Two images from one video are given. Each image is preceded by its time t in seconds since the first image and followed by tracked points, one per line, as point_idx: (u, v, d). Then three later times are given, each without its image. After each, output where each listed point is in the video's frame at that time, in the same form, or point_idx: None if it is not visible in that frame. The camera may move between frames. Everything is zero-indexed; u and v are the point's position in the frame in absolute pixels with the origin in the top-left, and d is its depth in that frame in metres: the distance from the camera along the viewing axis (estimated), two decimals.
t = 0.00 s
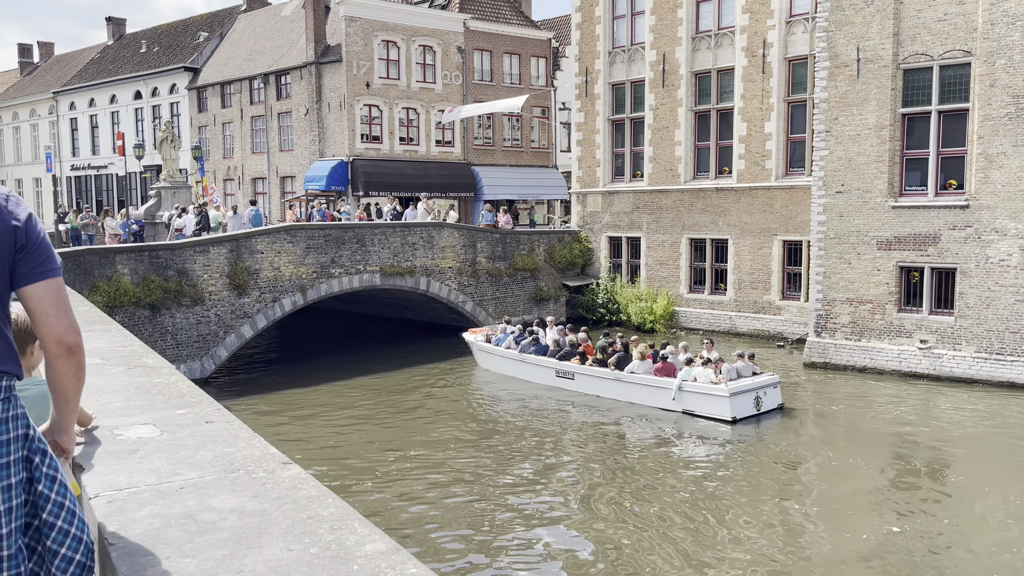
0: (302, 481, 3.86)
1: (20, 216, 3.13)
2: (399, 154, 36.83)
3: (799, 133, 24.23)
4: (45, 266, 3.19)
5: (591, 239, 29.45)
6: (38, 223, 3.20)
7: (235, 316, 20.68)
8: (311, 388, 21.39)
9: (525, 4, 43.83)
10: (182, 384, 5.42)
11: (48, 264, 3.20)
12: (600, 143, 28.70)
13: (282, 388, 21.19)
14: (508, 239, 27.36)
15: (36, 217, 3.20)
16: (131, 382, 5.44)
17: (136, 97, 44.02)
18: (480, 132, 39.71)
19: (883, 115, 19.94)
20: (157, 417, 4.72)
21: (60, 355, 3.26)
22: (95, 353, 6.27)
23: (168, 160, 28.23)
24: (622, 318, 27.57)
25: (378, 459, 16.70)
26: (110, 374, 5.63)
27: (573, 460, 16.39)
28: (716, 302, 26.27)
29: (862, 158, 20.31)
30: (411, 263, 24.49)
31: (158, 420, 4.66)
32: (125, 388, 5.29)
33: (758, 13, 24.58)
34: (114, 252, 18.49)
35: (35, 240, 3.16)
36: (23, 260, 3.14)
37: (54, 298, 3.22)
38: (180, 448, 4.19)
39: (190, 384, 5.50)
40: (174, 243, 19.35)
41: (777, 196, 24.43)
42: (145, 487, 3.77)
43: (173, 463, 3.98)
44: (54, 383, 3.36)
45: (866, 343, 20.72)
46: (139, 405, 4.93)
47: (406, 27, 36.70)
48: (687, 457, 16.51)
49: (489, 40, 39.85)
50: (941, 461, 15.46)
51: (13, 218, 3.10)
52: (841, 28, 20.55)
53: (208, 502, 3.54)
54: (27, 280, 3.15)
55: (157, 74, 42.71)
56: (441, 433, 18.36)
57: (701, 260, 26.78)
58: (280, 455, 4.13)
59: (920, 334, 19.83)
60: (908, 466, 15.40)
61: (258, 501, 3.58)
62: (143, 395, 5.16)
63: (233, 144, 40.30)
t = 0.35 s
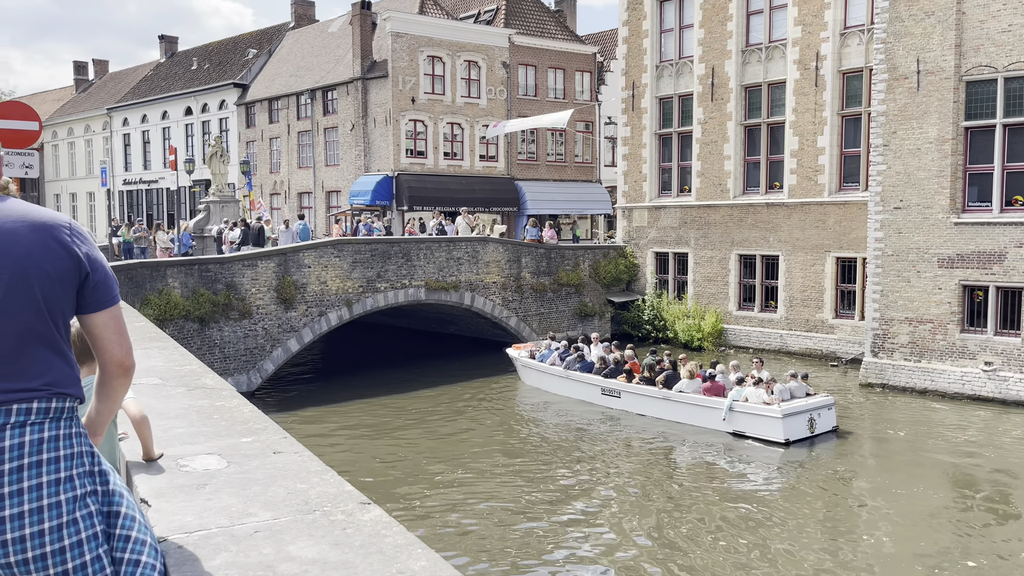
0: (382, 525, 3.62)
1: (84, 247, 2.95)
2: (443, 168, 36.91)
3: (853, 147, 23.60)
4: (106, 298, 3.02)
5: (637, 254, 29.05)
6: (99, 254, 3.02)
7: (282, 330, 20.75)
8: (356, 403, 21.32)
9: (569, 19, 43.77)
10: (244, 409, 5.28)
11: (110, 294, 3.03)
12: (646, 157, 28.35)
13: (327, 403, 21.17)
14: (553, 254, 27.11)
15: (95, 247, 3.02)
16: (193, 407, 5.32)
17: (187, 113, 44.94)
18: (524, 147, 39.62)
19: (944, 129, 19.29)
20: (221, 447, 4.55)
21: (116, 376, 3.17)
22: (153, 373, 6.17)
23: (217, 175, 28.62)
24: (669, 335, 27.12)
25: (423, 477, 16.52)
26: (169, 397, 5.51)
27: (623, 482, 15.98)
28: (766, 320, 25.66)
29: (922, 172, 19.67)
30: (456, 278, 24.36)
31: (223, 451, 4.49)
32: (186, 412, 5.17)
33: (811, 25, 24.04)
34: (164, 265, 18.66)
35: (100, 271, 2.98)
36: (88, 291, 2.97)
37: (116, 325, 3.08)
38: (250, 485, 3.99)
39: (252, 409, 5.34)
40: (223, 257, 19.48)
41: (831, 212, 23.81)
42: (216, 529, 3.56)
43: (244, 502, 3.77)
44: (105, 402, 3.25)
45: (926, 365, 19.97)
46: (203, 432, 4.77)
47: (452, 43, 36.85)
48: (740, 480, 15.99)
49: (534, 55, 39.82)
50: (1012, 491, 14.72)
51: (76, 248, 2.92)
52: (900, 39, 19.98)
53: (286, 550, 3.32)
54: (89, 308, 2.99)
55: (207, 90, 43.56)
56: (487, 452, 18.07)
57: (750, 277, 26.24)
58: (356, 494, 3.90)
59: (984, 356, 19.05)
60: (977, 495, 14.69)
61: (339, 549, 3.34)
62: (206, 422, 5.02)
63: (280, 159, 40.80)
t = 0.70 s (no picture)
0: None
1: (148, 252, 3.05)
2: (507, 190, 36.95)
3: (934, 167, 22.62)
4: (168, 300, 3.14)
5: (705, 277, 28.42)
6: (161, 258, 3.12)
7: (348, 350, 20.92)
8: (420, 425, 21.26)
9: (634, 40, 43.57)
10: (321, 437, 5.19)
11: (171, 297, 3.15)
12: (714, 178, 27.77)
13: (391, 424, 21.19)
14: (617, 276, 26.73)
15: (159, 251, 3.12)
16: (271, 434, 5.25)
17: (259, 137, 46.21)
18: (588, 169, 39.41)
19: None
20: (304, 480, 4.42)
21: (179, 380, 3.25)
22: (231, 398, 6.13)
23: (287, 197, 29.19)
24: (738, 361, 26.41)
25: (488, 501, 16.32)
26: (248, 424, 5.46)
27: (693, 512, 15.45)
28: (840, 346, 24.72)
29: (1012, 193, 18.72)
30: (520, 300, 24.20)
31: (306, 485, 4.36)
32: (265, 440, 5.09)
33: (888, 41, 23.24)
34: (236, 285, 18.99)
35: (162, 274, 3.09)
36: (151, 295, 3.08)
37: (177, 327, 3.20)
38: (337, 526, 3.83)
39: (332, 438, 5.23)
40: (293, 277, 19.74)
41: (910, 234, 22.84)
42: (305, 575, 3.39)
43: (333, 546, 3.60)
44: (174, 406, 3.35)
45: (1018, 396, 18.87)
46: (284, 464, 4.67)
47: (516, 65, 37.01)
48: (816, 513, 15.28)
49: (599, 77, 39.70)
50: None
51: (141, 251, 3.02)
52: (986, 55, 19.11)
53: None
54: (153, 311, 3.11)
55: (278, 115, 44.71)
56: (553, 478, 17.71)
57: (824, 301, 25.36)
58: (451, 541, 3.70)
59: None
60: None
61: None
62: (284, 451, 4.93)
63: (347, 182, 41.44)
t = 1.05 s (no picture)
0: None
1: (250, 289, 3.01)
2: (583, 213, 36.67)
3: None
4: (267, 335, 3.05)
5: (790, 301, 27.45)
6: (261, 295, 3.08)
7: (426, 373, 20.92)
8: (496, 449, 21.04)
9: (714, 60, 42.88)
10: (407, 474, 5.01)
11: (269, 332, 3.05)
12: (800, 199, 26.86)
13: (467, 448, 21.04)
14: (699, 299, 26.05)
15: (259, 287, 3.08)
16: (358, 470, 5.12)
17: (340, 162, 47.40)
18: (666, 190, 38.79)
19: None
20: (395, 525, 4.23)
21: (275, 414, 3.08)
22: (316, 427, 6.03)
23: (367, 220, 29.66)
24: (827, 389, 25.34)
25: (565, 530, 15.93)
26: (335, 458, 5.34)
27: (781, 549, 14.69)
28: (938, 375, 23.32)
29: None
30: (598, 323, 23.78)
31: (397, 530, 4.16)
32: (353, 477, 4.95)
33: (989, 55, 22.03)
34: (318, 307, 19.24)
35: (261, 311, 3.03)
36: (250, 330, 3.00)
37: (274, 362, 3.06)
38: None
39: (420, 476, 5.04)
40: (373, 299, 19.90)
41: (1016, 258, 21.47)
42: None
43: None
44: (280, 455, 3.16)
45: None
46: (374, 506, 4.50)
47: (593, 87, 36.85)
48: (917, 555, 14.29)
49: (678, 97, 39.17)
50: None
51: (244, 291, 2.99)
52: None
53: None
54: (250, 348, 3.01)
55: (359, 140, 45.74)
56: (633, 509, 17.17)
57: (919, 327, 24.08)
58: None
59: None
60: None
61: None
62: (371, 490, 4.78)
63: (424, 205, 41.88)
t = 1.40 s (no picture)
0: None
1: (366, 295, 3.11)
2: (665, 227, 35.98)
3: None
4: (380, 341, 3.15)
5: (887, 319, 26.24)
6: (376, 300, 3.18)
7: (507, 389, 20.77)
8: (578, 469, 20.68)
9: (802, 70, 41.65)
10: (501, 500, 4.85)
11: (383, 339, 3.14)
12: (896, 212, 25.60)
13: (550, 466, 20.75)
14: (788, 316, 25.15)
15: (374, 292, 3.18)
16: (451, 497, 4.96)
17: (421, 179, 48.08)
18: (752, 204, 37.75)
19: None
20: (501, 565, 4.01)
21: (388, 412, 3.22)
22: (410, 450, 5.92)
23: (448, 236, 29.79)
24: (929, 413, 23.96)
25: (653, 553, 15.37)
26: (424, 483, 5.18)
27: None
28: None
29: None
30: (682, 340, 23.16)
31: (505, 571, 3.94)
32: (454, 510, 4.78)
33: None
34: (401, 322, 19.34)
35: (376, 317, 3.12)
36: (366, 337, 3.11)
37: (390, 365, 3.20)
38: None
39: (523, 510, 4.83)
40: (455, 314, 19.90)
41: None
42: None
43: None
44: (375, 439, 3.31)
45: None
46: (478, 544, 4.30)
47: (676, 100, 36.23)
48: None
49: (764, 109, 38.15)
50: None
51: (359, 297, 3.08)
52: None
53: None
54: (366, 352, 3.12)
55: (439, 157, 46.27)
56: (722, 535, 16.52)
57: None
58: None
59: None
60: None
61: None
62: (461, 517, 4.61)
63: (504, 220, 41.89)
